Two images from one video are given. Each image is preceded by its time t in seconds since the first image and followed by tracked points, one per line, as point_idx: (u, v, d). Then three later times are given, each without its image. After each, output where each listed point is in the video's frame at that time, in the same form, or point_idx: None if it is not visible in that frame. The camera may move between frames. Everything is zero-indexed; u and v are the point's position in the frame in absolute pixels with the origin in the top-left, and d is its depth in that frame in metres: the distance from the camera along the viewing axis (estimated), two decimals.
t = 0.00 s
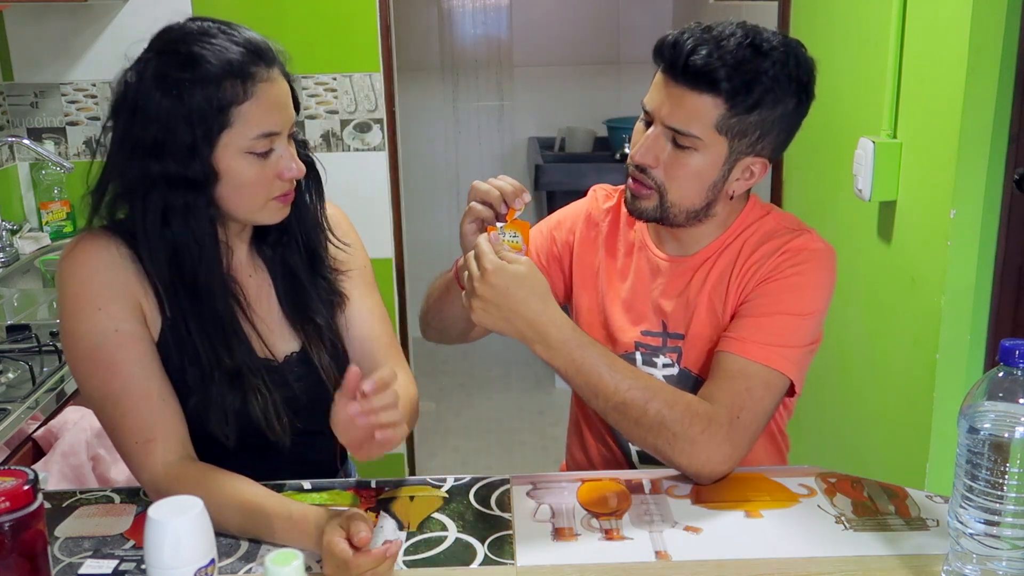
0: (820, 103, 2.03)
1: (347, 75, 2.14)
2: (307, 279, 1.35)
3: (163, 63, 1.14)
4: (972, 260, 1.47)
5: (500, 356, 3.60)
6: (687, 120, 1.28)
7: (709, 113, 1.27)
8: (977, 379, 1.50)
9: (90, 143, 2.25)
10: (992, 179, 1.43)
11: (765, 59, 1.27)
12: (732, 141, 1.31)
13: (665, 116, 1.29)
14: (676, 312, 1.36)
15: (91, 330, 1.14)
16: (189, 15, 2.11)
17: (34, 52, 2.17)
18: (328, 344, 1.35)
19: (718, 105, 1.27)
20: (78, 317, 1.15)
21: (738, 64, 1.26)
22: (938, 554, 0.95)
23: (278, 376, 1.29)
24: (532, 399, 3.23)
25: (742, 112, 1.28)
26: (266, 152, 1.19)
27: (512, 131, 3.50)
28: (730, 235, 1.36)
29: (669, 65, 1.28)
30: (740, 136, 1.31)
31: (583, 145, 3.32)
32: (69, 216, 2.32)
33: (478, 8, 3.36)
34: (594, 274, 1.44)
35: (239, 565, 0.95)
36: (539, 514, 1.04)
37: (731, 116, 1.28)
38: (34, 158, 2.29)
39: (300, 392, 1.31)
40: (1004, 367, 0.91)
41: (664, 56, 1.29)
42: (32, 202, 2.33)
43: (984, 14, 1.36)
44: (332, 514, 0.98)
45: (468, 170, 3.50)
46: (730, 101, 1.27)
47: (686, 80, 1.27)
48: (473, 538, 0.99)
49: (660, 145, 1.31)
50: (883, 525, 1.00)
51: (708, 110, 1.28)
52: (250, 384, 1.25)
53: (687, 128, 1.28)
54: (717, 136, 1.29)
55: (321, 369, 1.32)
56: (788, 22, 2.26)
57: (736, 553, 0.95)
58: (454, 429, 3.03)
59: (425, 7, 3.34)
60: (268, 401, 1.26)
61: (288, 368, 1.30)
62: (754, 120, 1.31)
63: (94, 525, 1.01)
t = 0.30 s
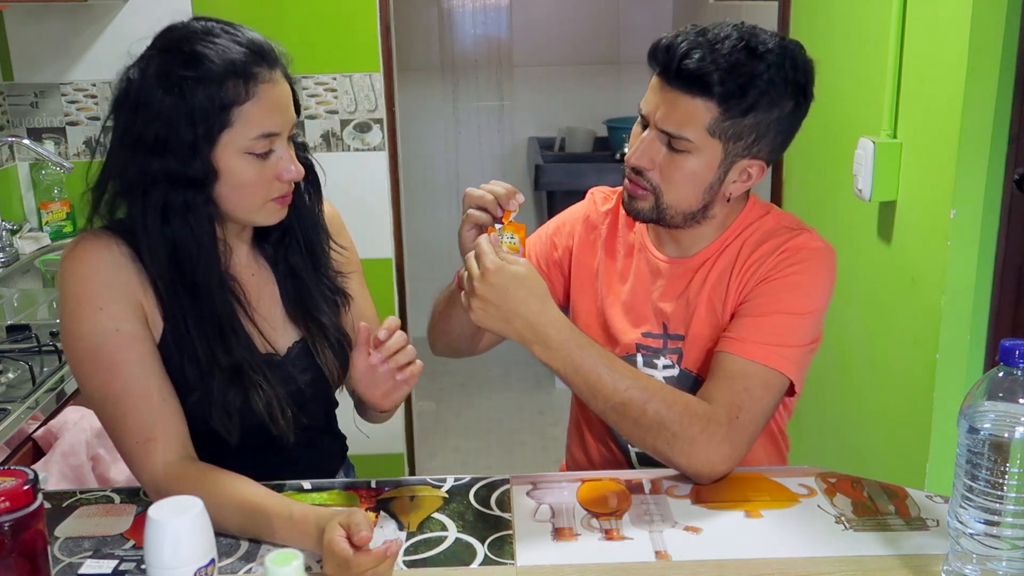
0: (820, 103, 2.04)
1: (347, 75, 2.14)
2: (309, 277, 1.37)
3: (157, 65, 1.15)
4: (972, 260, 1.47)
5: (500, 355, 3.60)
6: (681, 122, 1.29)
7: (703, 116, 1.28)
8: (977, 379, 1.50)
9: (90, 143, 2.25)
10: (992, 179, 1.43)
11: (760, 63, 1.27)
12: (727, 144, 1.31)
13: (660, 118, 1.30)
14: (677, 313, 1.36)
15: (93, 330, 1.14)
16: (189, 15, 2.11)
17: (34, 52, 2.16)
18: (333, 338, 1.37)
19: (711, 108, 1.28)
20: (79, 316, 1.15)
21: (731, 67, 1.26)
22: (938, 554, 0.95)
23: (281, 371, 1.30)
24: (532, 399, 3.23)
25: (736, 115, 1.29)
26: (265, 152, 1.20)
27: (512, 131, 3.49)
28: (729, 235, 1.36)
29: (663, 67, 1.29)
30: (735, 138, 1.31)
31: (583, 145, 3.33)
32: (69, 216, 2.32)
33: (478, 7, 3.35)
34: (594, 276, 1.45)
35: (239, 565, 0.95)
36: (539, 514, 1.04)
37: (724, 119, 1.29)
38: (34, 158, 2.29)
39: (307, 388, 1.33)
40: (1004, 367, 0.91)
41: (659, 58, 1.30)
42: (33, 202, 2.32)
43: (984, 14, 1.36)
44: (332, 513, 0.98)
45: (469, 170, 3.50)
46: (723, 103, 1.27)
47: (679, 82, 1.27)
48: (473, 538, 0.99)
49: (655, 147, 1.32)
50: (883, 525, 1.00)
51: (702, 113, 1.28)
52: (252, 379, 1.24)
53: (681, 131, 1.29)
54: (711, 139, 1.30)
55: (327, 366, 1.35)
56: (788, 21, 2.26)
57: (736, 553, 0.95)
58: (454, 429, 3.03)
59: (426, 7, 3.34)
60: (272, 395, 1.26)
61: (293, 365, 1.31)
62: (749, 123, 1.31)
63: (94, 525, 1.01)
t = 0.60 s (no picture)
0: (820, 103, 2.04)
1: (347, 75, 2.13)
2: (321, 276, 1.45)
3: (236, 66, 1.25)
4: (972, 260, 1.47)
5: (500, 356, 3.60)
6: (644, 108, 1.33)
7: (663, 97, 1.32)
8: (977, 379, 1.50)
9: (89, 143, 2.24)
10: (993, 180, 1.43)
11: (704, 34, 1.31)
12: (693, 118, 1.34)
13: (626, 110, 1.35)
14: (676, 315, 1.39)
15: (120, 319, 1.14)
16: (189, 15, 2.11)
17: (33, 51, 2.16)
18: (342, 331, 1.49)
19: (669, 88, 1.32)
20: (108, 303, 1.14)
21: (681, 43, 1.30)
22: (938, 554, 0.95)
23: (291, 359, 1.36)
24: (532, 399, 3.23)
25: (695, 87, 1.31)
26: (322, 130, 1.29)
27: (512, 130, 3.47)
28: (725, 234, 1.38)
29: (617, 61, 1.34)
30: (700, 112, 1.34)
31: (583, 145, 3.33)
32: (70, 216, 2.28)
33: (478, 8, 3.27)
34: (594, 281, 1.48)
35: (239, 565, 0.95)
36: (539, 514, 1.04)
37: (684, 93, 1.32)
38: (34, 158, 2.29)
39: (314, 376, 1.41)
40: (1004, 367, 0.91)
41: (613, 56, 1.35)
42: (32, 202, 2.32)
43: (985, 14, 1.36)
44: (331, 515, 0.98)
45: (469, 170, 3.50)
46: (683, 78, 1.31)
47: (637, 71, 1.32)
48: (473, 538, 0.99)
49: (626, 139, 1.36)
50: (883, 525, 1.00)
51: (663, 94, 1.32)
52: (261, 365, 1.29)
53: (647, 116, 1.33)
54: (677, 117, 1.33)
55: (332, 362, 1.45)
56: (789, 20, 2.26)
57: (737, 553, 0.95)
58: (454, 429, 3.03)
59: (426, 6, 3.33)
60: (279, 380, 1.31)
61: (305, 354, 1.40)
62: (710, 94, 1.33)
63: (94, 525, 1.01)
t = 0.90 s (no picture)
0: (820, 103, 2.04)
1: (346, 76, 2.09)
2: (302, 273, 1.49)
3: (160, 85, 1.26)
4: (972, 260, 1.47)
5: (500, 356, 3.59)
6: (631, 105, 1.34)
7: (648, 94, 1.32)
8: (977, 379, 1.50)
9: (90, 143, 2.24)
10: (992, 180, 1.43)
11: (685, 30, 1.32)
12: (681, 113, 1.34)
13: (615, 110, 1.35)
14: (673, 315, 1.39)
15: (97, 329, 1.16)
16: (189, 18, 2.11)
17: (32, 52, 2.16)
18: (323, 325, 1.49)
19: (654, 84, 1.32)
20: (84, 315, 1.17)
21: (662, 40, 1.31)
22: (938, 554, 0.95)
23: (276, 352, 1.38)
24: (532, 399, 3.23)
25: (680, 82, 1.32)
26: (272, 125, 1.29)
27: (512, 130, 3.47)
28: (720, 232, 1.38)
29: (602, 62, 1.35)
30: (687, 106, 1.34)
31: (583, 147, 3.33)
32: (70, 216, 2.29)
33: (478, 8, 3.29)
34: (591, 282, 1.48)
35: (239, 564, 0.95)
36: (539, 513, 1.04)
37: (669, 88, 1.32)
38: (34, 158, 2.29)
39: (300, 369, 1.41)
40: (1004, 367, 0.91)
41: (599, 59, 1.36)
42: (32, 202, 2.32)
43: (985, 14, 1.36)
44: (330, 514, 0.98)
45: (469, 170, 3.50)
46: (666, 74, 1.31)
47: (622, 69, 1.33)
48: (473, 538, 0.99)
49: (616, 138, 1.36)
50: (883, 525, 1.00)
51: (647, 91, 1.33)
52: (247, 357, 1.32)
53: (633, 113, 1.33)
54: (664, 112, 1.33)
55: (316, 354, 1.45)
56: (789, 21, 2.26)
57: (737, 553, 0.95)
58: (454, 429, 3.04)
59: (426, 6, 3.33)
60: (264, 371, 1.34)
61: (290, 347, 1.40)
62: (695, 88, 1.33)
63: (94, 525, 1.01)
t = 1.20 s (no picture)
0: (820, 103, 2.04)
1: (346, 76, 2.05)
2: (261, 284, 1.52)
3: (81, 134, 1.31)
4: (972, 260, 1.47)
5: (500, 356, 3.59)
6: (614, 108, 1.33)
7: (630, 96, 1.32)
8: (978, 378, 1.50)
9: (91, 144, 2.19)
10: (992, 180, 1.43)
11: (660, 30, 1.32)
12: (664, 112, 1.33)
13: (597, 115, 1.35)
14: (669, 314, 1.40)
15: (67, 348, 1.22)
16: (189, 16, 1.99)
17: (30, 52, 2.07)
18: (286, 336, 1.51)
19: (634, 86, 1.32)
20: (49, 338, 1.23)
21: (638, 42, 1.31)
22: (939, 554, 0.95)
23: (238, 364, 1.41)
24: (533, 399, 3.23)
25: (659, 81, 1.31)
26: (191, 150, 1.30)
27: (512, 131, 3.47)
28: (713, 230, 1.38)
29: (581, 70, 1.36)
30: (669, 105, 1.33)
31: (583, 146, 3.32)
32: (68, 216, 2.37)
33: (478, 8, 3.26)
34: (585, 285, 1.49)
35: (239, 565, 0.95)
36: (539, 514, 1.04)
37: (650, 88, 1.32)
38: (34, 158, 2.29)
39: (264, 381, 1.44)
40: (1004, 367, 0.91)
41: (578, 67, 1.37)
42: (32, 202, 2.32)
43: (985, 14, 1.36)
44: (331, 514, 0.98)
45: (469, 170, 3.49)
46: (646, 73, 1.31)
47: (601, 74, 1.33)
48: (473, 538, 0.99)
49: (603, 142, 1.35)
50: (883, 525, 1.00)
51: (627, 92, 1.32)
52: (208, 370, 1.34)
53: (615, 116, 1.34)
54: (647, 112, 1.33)
55: (280, 364, 1.47)
56: (788, 21, 2.25)
57: (737, 553, 0.95)
58: (454, 429, 3.04)
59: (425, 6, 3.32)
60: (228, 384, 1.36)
61: (249, 360, 1.43)
62: (676, 86, 1.33)
63: (94, 526, 1.02)
